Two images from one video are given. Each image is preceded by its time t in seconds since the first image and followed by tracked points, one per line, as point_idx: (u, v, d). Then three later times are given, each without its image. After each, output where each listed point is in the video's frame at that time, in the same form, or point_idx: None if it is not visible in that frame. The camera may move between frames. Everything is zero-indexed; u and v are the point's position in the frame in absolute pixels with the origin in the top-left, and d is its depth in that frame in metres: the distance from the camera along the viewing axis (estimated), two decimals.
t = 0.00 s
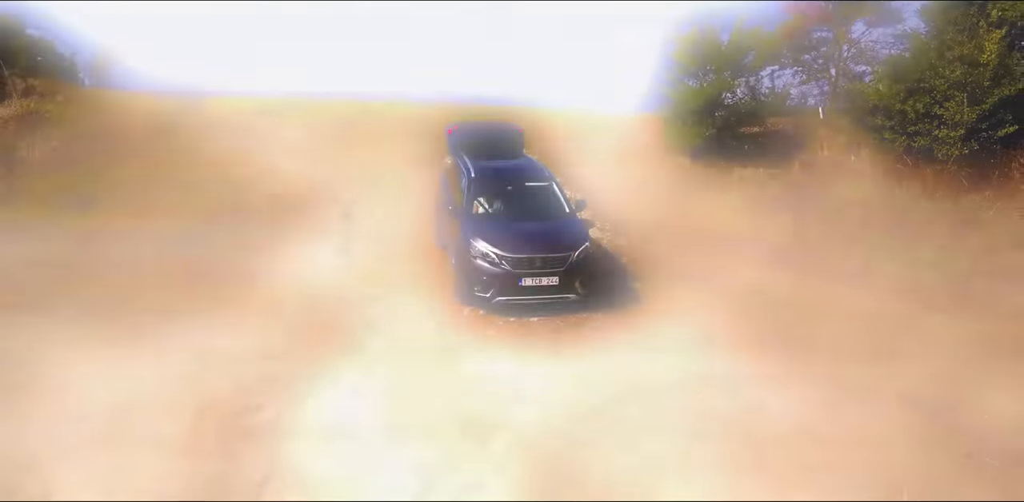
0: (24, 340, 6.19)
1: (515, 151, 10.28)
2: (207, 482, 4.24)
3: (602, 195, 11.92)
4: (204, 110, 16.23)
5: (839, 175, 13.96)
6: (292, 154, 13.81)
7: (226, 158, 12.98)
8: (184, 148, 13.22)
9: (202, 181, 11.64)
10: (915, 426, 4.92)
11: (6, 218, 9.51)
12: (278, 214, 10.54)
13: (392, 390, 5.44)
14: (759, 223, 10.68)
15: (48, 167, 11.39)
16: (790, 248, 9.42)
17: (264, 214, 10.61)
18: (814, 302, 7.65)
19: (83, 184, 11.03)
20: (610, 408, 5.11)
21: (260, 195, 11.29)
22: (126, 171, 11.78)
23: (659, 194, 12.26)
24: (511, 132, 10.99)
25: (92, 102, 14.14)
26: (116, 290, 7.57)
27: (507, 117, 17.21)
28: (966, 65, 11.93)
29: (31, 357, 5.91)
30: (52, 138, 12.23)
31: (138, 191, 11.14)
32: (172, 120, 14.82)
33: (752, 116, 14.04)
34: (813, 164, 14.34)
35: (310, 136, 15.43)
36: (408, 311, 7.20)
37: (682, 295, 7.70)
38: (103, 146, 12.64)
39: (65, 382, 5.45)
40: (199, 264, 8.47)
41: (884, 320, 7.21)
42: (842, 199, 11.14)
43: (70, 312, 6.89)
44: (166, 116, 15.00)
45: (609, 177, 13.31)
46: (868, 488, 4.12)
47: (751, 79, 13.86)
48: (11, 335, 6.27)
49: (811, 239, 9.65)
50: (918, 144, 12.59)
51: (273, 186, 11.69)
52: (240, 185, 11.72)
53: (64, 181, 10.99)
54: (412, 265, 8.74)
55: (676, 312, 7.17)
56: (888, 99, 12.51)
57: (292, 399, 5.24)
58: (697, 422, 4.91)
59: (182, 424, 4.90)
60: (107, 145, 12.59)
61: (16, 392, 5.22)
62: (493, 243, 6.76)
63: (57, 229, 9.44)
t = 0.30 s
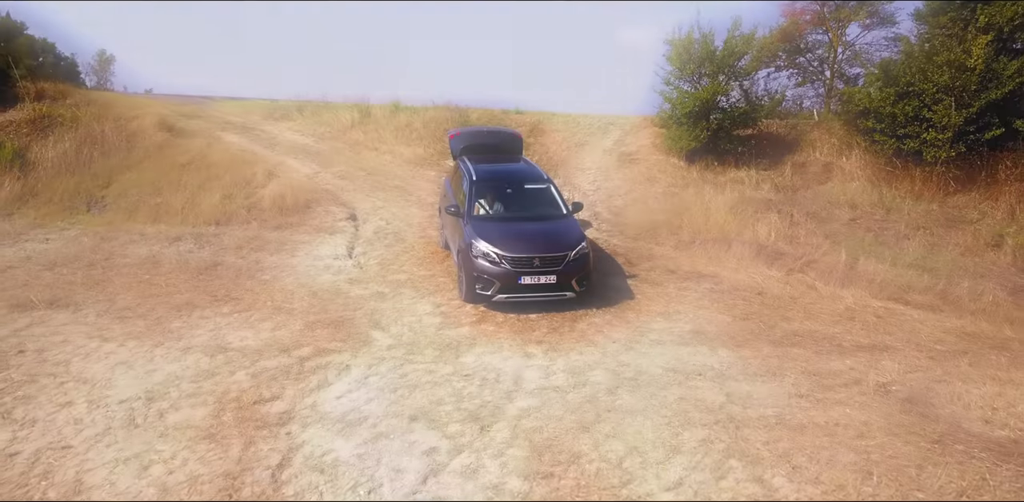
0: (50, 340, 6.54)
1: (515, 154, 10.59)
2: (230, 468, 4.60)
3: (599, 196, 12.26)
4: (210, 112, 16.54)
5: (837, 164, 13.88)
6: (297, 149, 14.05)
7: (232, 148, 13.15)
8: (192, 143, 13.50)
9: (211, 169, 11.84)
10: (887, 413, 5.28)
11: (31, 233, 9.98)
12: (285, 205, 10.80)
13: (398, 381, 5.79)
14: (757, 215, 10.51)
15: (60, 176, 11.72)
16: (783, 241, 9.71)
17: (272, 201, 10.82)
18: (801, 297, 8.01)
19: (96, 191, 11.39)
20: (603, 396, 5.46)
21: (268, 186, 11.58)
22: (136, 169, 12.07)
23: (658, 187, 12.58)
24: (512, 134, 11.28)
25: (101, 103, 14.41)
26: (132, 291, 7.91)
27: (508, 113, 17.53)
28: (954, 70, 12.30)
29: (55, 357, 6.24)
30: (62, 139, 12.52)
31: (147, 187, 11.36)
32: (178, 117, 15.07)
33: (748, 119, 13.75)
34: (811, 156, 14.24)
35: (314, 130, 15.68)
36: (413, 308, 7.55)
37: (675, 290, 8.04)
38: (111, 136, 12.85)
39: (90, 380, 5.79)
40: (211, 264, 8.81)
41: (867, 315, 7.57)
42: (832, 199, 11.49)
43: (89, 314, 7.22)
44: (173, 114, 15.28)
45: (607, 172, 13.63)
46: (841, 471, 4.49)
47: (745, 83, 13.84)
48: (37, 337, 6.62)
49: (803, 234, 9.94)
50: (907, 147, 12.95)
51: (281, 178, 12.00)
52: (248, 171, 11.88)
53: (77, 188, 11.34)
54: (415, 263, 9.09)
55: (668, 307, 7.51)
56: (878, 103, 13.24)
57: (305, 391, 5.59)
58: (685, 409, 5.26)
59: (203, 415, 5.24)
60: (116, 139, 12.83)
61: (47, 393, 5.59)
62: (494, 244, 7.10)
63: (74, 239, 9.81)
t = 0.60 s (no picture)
0: (73, 337, 6.89)
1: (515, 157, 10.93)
2: (248, 454, 4.94)
3: (597, 197, 12.60)
4: (216, 114, 16.89)
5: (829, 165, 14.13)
6: (302, 151, 14.39)
7: (239, 150, 13.49)
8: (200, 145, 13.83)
9: (217, 172, 12.07)
10: (864, 403, 5.62)
11: (46, 234, 10.34)
12: (292, 206, 11.11)
13: (404, 373, 6.13)
14: (749, 215, 10.82)
15: (72, 178, 12.06)
16: (774, 240, 10.04)
17: (279, 202, 11.13)
18: (789, 295, 8.34)
19: (108, 194, 11.73)
20: (597, 387, 5.80)
21: (274, 187, 11.91)
22: (146, 170, 12.40)
23: (653, 187, 12.91)
24: (511, 137, 11.59)
25: (110, 106, 14.74)
26: (147, 289, 8.25)
27: (508, 114, 17.86)
28: (942, 74, 12.61)
29: (77, 352, 6.57)
30: (74, 143, 12.86)
31: (157, 189, 11.61)
32: (185, 119, 15.40)
33: (742, 121, 14.08)
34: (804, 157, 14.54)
35: (318, 132, 16.02)
36: (417, 305, 7.88)
37: (668, 288, 8.37)
38: (121, 142, 13.21)
39: (113, 374, 6.14)
40: (222, 263, 9.14)
41: (851, 312, 7.90)
42: (822, 200, 11.82)
43: (107, 310, 7.55)
44: (180, 116, 15.60)
45: (606, 172, 13.96)
46: (818, 456, 4.83)
47: (739, 87, 14.18)
48: (60, 334, 6.97)
49: (793, 234, 10.27)
50: (897, 149, 13.27)
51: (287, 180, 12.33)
52: (255, 173, 12.18)
53: (89, 190, 11.68)
54: (419, 262, 9.43)
55: (660, 303, 7.85)
56: (870, 106, 13.60)
57: (315, 383, 5.93)
58: (673, 399, 5.59)
59: (221, 405, 5.57)
60: (126, 142, 13.16)
61: (73, 386, 5.93)
62: (495, 244, 7.44)
63: (88, 237, 10.12)
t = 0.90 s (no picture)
0: (92, 333, 7.23)
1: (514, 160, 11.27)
2: (264, 441, 5.27)
3: (594, 198, 12.94)
4: (221, 117, 17.22)
5: (821, 166, 14.45)
6: (306, 153, 14.72)
7: (245, 152, 13.82)
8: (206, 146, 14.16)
9: (224, 174, 12.36)
10: (843, 394, 5.97)
11: (60, 234, 10.68)
12: (297, 207, 11.43)
13: (409, 367, 6.47)
14: (741, 216, 11.17)
15: (83, 180, 12.40)
16: (764, 241, 10.37)
17: (285, 203, 11.46)
18: (777, 293, 8.67)
19: (118, 195, 12.06)
20: (591, 379, 6.14)
21: (280, 188, 12.24)
22: (154, 171, 12.73)
23: (649, 188, 13.24)
24: (510, 140, 11.92)
25: (118, 109, 15.07)
26: (161, 287, 8.59)
27: (508, 116, 18.19)
28: (931, 78, 12.95)
29: (98, 347, 6.92)
30: (84, 145, 13.21)
31: (166, 190, 11.91)
32: (191, 122, 15.73)
33: (736, 124, 14.42)
34: (797, 159, 14.87)
35: (321, 134, 16.35)
36: (420, 303, 8.22)
37: (661, 286, 8.71)
38: (129, 144, 13.55)
39: (132, 367, 6.47)
40: (231, 263, 9.48)
41: (836, 309, 8.24)
42: (813, 202, 12.16)
43: (124, 307, 7.90)
44: (186, 118, 15.94)
45: (603, 173, 14.30)
46: (796, 442, 5.17)
47: (733, 90, 14.50)
48: (80, 330, 7.31)
49: (783, 234, 10.61)
50: (887, 151, 13.61)
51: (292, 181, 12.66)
52: (261, 175, 12.50)
53: (100, 192, 12.01)
54: (421, 262, 9.76)
55: (653, 301, 8.18)
56: (860, 109, 13.94)
57: (325, 376, 6.27)
58: (663, 391, 5.92)
59: (236, 396, 5.91)
60: (135, 145, 13.50)
61: (95, 379, 6.27)
62: (495, 244, 7.78)
63: (101, 238, 10.47)
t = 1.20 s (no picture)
0: (110, 329, 7.58)
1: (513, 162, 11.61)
2: (277, 429, 5.62)
3: (591, 200, 13.27)
4: (225, 119, 17.56)
5: (813, 168, 14.80)
6: (309, 155, 15.06)
7: (250, 154, 14.16)
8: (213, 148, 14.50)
9: (231, 176, 12.68)
10: (823, 386, 6.31)
11: (73, 235, 11.03)
12: (302, 208, 11.76)
13: (412, 361, 6.81)
14: (733, 216, 11.51)
15: (94, 182, 12.75)
16: (755, 241, 10.72)
17: (290, 205, 11.80)
18: (766, 291, 9.01)
19: (128, 196, 12.40)
20: (585, 372, 6.48)
21: (285, 190, 12.58)
22: (163, 173, 13.08)
23: (644, 189, 13.58)
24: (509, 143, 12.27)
25: (126, 112, 15.42)
26: (173, 285, 8.94)
27: (507, 119, 18.52)
28: (919, 82, 13.30)
29: (115, 342, 7.27)
30: (94, 148, 13.56)
31: (175, 192, 12.24)
32: (197, 125, 16.07)
33: (730, 127, 14.76)
34: (790, 161, 15.21)
35: (324, 137, 16.68)
36: (422, 301, 8.56)
37: (654, 284, 9.05)
38: (138, 146, 13.90)
39: (149, 361, 6.82)
40: (240, 262, 9.82)
41: (821, 307, 8.58)
42: (803, 203, 12.50)
43: (138, 305, 8.25)
44: (192, 121, 16.28)
45: (600, 175, 14.63)
46: (776, 431, 5.52)
47: (727, 93, 14.84)
48: (98, 327, 7.65)
49: (774, 234, 10.96)
50: (877, 153, 13.95)
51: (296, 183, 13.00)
52: (267, 177, 12.83)
53: (110, 193, 12.35)
54: (422, 261, 10.10)
55: (646, 299, 8.52)
56: (851, 112, 14.29)
57: (333, 370, 6.61)
58: (653, 384, 6.26)
59: (249, 389, 6.25)
60: (143, 147, 13.82)
61: (115, 372, 6.62)
62: (494, 245, 8.12)
63: (113, 238, 10.82)
